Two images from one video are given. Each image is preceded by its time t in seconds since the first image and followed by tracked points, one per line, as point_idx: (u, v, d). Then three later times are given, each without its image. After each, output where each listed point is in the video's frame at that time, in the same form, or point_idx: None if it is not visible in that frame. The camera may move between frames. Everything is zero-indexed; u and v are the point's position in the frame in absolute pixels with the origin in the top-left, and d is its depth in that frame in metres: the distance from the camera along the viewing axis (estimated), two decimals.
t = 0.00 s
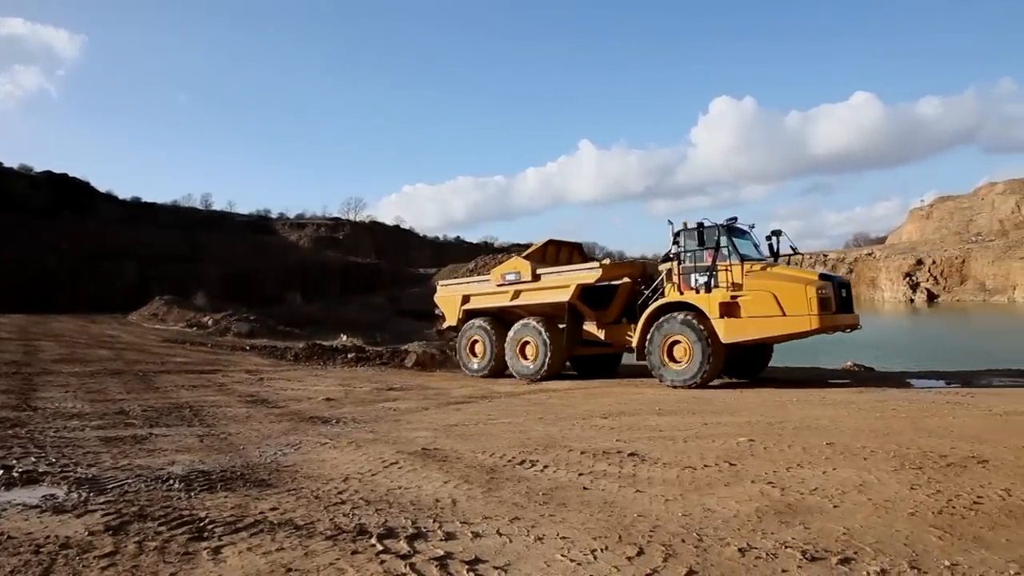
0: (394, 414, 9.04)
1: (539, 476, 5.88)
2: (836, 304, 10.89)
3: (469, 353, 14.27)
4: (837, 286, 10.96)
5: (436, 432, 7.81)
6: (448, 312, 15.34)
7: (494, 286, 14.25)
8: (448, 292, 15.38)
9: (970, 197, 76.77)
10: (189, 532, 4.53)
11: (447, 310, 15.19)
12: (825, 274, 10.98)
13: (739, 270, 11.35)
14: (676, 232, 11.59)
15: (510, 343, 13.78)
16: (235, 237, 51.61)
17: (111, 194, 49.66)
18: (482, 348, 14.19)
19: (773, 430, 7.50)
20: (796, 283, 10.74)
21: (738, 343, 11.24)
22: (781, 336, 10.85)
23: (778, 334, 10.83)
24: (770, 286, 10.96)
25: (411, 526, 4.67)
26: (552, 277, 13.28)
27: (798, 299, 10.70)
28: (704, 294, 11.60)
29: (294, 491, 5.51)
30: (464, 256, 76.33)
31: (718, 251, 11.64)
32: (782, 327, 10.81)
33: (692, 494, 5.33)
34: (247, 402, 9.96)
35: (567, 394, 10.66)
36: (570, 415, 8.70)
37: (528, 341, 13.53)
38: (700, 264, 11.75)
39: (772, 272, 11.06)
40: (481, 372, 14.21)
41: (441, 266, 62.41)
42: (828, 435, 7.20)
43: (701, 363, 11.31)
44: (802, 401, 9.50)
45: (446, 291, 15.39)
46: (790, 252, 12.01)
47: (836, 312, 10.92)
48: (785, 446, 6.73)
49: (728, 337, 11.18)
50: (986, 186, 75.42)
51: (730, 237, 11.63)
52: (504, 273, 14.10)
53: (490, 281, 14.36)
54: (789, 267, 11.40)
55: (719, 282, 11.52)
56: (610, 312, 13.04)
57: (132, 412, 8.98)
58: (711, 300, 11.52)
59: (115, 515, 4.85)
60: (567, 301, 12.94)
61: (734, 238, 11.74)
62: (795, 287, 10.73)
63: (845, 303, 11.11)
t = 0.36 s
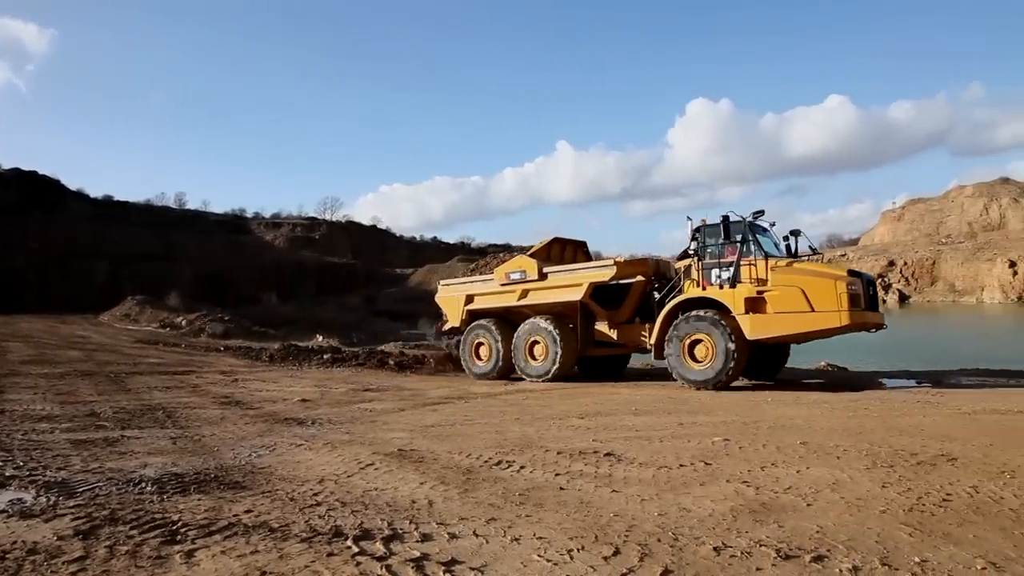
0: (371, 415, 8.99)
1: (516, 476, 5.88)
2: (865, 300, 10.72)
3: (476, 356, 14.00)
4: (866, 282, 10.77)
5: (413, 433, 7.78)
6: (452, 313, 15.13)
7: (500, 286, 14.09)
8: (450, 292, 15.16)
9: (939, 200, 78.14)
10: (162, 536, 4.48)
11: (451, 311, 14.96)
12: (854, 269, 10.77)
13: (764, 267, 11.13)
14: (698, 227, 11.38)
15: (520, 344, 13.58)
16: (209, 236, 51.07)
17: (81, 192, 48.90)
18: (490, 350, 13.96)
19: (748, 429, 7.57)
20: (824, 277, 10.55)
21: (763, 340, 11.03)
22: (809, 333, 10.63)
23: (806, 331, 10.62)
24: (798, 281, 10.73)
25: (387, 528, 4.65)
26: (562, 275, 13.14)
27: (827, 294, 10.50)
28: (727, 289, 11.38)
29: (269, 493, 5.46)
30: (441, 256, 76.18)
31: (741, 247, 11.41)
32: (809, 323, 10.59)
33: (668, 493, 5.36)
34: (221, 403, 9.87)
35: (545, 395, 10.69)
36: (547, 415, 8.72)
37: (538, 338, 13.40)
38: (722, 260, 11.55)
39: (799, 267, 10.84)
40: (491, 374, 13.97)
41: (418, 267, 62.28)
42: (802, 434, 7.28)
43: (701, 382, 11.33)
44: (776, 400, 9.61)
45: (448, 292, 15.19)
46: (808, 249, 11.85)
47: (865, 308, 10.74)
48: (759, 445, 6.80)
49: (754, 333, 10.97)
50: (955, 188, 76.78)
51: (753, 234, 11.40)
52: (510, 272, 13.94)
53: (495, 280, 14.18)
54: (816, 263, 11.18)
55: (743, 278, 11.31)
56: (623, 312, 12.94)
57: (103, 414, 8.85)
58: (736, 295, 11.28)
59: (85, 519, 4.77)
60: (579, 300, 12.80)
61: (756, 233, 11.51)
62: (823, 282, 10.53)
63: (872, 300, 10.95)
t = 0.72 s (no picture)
0: (345, 416, 8.94)
1: (491, 476, 5.88)
2: (893, 301, 10.45)
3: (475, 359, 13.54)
4: (893, 283, 10.51)
5: (387, 434, 7.75)
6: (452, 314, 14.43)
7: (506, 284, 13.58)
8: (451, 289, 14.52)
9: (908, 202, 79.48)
10: (132, 540, 4.41)
11: (452, 309, 14.31)
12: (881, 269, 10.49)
13: (787, 265, 10.82)
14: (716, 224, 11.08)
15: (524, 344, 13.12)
16: (181, 236, 50.47)
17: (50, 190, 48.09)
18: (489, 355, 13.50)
19: (722, 429, 7.62)
20: (851, 278, 10.27)
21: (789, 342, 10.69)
22: (838, 335, 10.31)
23: (834, 334, 10.30)
24: (825, 282, 10.42)
25: (362, 529, 4.62)
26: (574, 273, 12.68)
27: (856, 295, 10.19)
28: (750, 289, 11.02)
29: (242, 496, 5.41)
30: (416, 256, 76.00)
31: (762, 247, 11.12)
32: (838, 325, 10.27)
33: (642, 493, 5.39)
34: (193, 405, 9.75)
35: (521, 395, 10.69)
36: (522, 415, 8.73)
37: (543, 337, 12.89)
38: (741, 259, 11.23)
39: (824, 267, 10.52)
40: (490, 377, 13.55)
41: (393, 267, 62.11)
42: (774, 434, 7.35)
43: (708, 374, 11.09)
44: (749, 400, 9.68)
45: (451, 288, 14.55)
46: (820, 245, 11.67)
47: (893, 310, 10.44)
48: (733, 444, 6.86)
49: (779, 336, 10.62)
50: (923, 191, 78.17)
51: (775, 232, 11.08)
52: (516, 270, 13.46)
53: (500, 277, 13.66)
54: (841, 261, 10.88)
55: (766, 278, 10.96)
56: (636, 312, 12.47)
57: (71, 416, 8.71)
58: (760, 296, 10.91)
59: (52, 524, 4.69)
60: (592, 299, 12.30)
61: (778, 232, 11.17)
62: (852, 283, 10.24)
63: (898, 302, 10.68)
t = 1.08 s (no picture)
0: (312, 417, 8.85)
1: (460, 477, 5.87)
2: (914, 300, 10.26)
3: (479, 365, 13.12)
4: (913, 281, 10.32)
5: (355, 435, 7.69)
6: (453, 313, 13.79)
7: (507, 283, 13.08)
8: (450, 287, 13.90)
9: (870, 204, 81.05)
10: (91, 546, 4.32)
11: (452, 308, 13.73)
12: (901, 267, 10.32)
13: (808, 262, 10.56)
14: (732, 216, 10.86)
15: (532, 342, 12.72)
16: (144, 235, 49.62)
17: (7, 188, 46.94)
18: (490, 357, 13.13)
19: (688, 429, 7.67)
20: (874, 276, 10.04)
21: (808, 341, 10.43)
22: (860, 335, 10.09)
23: (856, 333, 10.07)
24: (847, 280, 10.16)
25: (329, 532, 4.58)
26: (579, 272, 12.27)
27: (879, 293, 9.98)
28: (770, 288, 10.69)
29: (206, 499, 5.33)
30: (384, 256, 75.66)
31: (779, 243, 10.87)
32: (860, 323, 10.05)
33: (609, 492, 5.41)
34: (156, 407, 9.58)
35: (489, 396, 10.69)
36: (490, 416, 8.73)
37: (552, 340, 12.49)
38: (757, 257, 10.93)
39: (847, 264, 10.26)
40: (488, 380, 13.24)
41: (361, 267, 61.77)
42: (739, 433, 7.44)
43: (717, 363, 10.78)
44: (715, 400, 9.74)
45: (450, 286, 13.92)
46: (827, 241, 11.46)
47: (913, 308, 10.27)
48: (699, 443, 6.94)
49: (800, 335, 10.33)
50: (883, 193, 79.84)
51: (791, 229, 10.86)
52: (515, 269, 13.00)
53: (498, 276, 13.19)
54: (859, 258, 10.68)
55: (786, 276, 10.64)
56: (644, 311, 12.05)
57: (28, 419, 8.51)
58: (780, 294, 10.59)
59: (8, 531, 4.58)
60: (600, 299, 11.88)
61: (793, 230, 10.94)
62: (875, 281, 10.02)
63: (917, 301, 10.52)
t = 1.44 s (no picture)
0: (279, 419, 8.77)
1: (428, 478, 5.85)
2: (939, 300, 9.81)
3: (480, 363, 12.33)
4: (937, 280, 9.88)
5: (322, 437, 7.62)
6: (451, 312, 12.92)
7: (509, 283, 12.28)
8: (450, 287, 12.97)
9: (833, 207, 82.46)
10: (50, 552, 4.23)
11: (451, 308, 12.83)
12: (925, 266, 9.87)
13: (831, 261, 10.01)
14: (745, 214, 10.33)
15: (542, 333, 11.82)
16: (107, 234, 48.78)
17: None
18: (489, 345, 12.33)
19: (656, 428, 7.71)
20: (901, 275, 9.53)
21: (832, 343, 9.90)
22: (886, 336, 9.59)
23: (882, 334, 9.57)
24: (873, 278, 9.64)
25: (295, 535, 4.54)
26: (587, 272, 11.60)
27: (908, 292, 9.46)
28: (792, 287, 10.14)
29: (170, 503, 5.24)
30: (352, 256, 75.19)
31: (799, 241, 10.30)
32: (886, 324, 9.55)
33: (578, 492, 5.44)
34: (117, 409, 9.42)
35: (459, 397, 10.65)
36: (459, 417, 8.71)
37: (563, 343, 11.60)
38: (776, 256, 10.40)
39: (871, 263, 9.77)
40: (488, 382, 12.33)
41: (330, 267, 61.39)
42: (705, 432, 7.51)
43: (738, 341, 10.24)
44: (682, 400, 9.79)
45: (448, 286, 13.02)
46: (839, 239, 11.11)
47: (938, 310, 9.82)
48: (666, 442, 7.00)
49: (824, 336, 9.81)
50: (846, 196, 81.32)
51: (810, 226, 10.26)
52: (517, 269, 12.24)
53: (498, 276, 12.41)
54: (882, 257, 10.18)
55: (810, 274, 10.10)
56: (656, 312, 11.45)
57: None
58: (805, 292, 10.03)
59: None
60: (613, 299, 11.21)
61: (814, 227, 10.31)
62: (903, 279, 9.50)
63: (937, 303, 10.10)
